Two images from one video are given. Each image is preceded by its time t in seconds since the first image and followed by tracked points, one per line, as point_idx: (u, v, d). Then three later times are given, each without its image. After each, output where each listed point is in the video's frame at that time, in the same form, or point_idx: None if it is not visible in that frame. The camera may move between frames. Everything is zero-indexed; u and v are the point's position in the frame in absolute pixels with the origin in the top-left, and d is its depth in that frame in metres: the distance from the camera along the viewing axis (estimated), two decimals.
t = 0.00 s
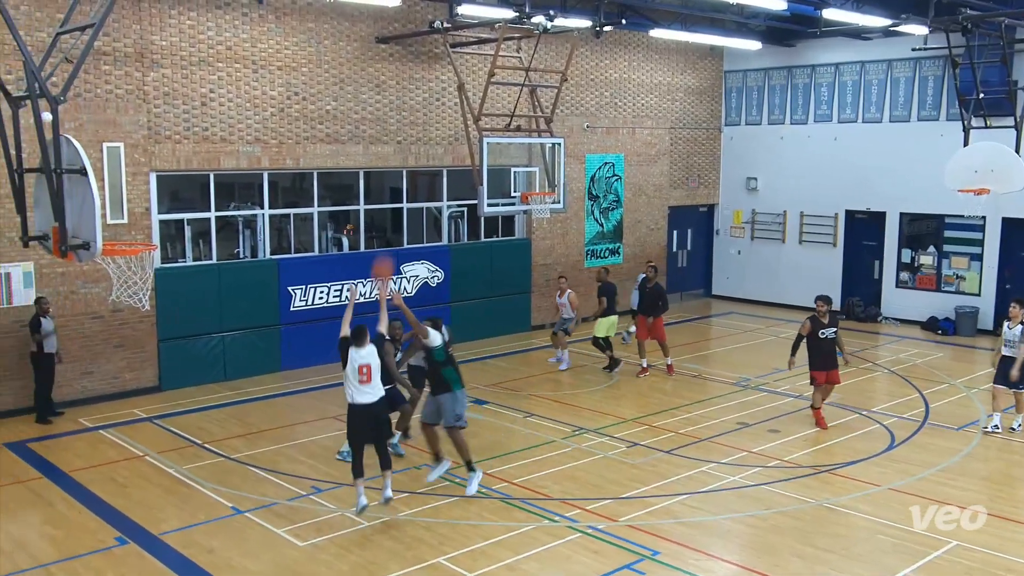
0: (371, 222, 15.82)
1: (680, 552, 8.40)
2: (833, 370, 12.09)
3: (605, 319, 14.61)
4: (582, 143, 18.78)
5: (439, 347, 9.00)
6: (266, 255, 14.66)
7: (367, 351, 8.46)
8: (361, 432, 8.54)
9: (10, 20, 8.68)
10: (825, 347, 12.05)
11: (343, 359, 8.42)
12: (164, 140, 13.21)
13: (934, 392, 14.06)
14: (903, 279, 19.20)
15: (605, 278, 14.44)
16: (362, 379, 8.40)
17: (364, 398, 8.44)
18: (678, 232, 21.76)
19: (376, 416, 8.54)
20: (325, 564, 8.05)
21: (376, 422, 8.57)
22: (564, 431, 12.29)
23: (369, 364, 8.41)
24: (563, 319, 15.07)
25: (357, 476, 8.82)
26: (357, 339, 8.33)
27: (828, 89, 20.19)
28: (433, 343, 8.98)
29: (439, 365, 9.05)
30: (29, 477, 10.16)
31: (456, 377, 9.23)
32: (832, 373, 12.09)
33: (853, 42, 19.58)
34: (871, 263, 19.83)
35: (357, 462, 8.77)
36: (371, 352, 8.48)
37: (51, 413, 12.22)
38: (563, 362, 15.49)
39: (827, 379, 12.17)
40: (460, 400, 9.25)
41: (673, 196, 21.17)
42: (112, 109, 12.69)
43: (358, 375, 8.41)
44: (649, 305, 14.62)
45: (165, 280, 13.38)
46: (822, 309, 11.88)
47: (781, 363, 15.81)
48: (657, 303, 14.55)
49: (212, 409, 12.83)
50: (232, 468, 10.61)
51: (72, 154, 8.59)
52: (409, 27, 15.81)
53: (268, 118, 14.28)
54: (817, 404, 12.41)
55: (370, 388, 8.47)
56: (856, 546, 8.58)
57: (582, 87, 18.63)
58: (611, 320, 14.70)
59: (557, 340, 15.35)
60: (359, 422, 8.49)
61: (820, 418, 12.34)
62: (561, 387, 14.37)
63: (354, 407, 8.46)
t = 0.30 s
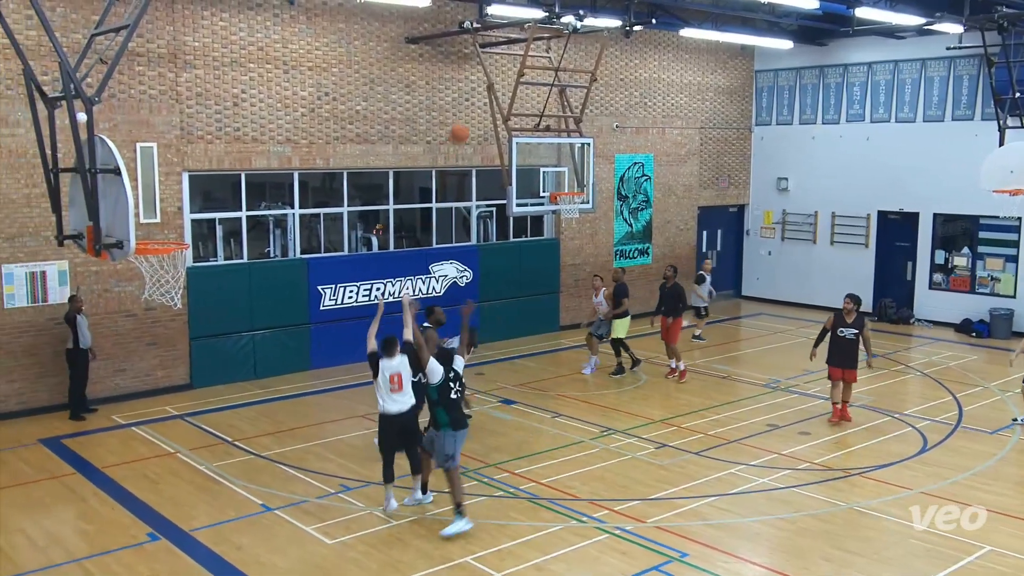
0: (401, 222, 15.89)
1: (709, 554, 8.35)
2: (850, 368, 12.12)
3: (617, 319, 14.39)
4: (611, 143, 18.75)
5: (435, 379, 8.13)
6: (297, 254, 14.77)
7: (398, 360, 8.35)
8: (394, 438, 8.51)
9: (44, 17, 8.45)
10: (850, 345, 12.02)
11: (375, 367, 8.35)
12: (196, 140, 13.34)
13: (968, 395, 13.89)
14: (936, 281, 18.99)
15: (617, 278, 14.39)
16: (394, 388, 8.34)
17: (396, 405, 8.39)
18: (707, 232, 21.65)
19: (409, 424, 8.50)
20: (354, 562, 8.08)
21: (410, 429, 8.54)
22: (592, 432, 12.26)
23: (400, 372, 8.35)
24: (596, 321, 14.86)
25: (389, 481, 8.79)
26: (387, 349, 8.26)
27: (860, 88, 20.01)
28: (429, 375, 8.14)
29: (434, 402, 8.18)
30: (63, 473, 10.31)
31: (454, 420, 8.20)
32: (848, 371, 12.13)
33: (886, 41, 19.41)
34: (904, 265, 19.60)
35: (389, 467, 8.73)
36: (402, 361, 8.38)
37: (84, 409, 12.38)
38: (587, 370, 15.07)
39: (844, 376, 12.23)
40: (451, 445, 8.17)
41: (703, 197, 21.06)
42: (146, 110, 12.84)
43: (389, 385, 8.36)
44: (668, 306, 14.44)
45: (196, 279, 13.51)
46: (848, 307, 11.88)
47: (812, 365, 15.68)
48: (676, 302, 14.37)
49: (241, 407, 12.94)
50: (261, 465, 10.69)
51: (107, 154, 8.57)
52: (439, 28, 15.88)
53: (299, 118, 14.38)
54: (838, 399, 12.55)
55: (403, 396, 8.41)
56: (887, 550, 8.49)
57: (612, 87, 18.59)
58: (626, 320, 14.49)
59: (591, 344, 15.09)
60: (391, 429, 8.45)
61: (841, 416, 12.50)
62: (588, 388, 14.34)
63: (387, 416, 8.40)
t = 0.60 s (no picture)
0: (406, 222, 15.90)
1: (714, 554, 8.34)
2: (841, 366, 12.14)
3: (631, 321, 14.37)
4: (617, 143, 18.73)
5: (438, 371, 7.99)
6: (303, 254, 14.79)
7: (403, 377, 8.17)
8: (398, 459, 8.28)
9: (51, 17, 8.47)
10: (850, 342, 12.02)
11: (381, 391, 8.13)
12: (202, 140, 13.36)
13: (975, 396, 13.85)
14: (944, 281, 18.95)
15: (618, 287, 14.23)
16: (400, 411, 8.16)
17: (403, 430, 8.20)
18: (713, 232, 21.61)
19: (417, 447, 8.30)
20: (360, 562, 8.08)
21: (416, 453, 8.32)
22: (598, 432, 12.25)
23: (407, 396, 8.15)
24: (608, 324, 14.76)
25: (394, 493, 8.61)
26: (393, 371, 8.04)
27: (867, 88, 19.98)
28: (434, 366, 7.99)
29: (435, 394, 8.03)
30: (70, 472, 10.33)
31: (453, 419, 8.00)
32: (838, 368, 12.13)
33: (892, 41, 19.38)
34: (911, 265, 19.56)
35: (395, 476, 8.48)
36: (408, 383, 8.19)
37: (91, 409, 12.41)
38: (608, 372, 14.78)
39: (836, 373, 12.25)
40: (445, 444, 8.02)
41: (709, 197, 21.03)
42: (153, 110, 12.86)
43: (394, 409, 8.16)
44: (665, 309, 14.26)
45: (202, 279, 13.52)
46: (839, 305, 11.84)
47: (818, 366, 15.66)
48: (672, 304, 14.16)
49: (247, 407, 12.96)
50: (267, 465, 10.70)
51: (113, 154, 8.58)
52: (445, 28, 15.89)
53: (306, 118, 14.40)
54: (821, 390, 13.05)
55: (411, 419, 8.22)
56: (893, 550, 8.48)
57: (617, 87, 18.58)
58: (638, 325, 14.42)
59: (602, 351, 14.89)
60: (395, 454, 8.23)
61: (820, 404, 13.01)
62: (594, 388, 14.34)
63: (393, 440, 8.17)
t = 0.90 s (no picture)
0: (406, 222, 15.90)
1: (714, 554, 8.35)
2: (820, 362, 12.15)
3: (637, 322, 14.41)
4: (617, 143, 18.74)
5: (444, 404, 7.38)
6: (303, 254, 14.80)
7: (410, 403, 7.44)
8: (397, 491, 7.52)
9: (51, 17, 8.46)
10: (827, 338, 12.00)
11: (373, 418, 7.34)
12: (202, 140, 13.36)
13: (975, 396, 13.85)
14: (944, 281, 18.94)
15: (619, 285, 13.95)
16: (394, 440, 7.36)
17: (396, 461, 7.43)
18: (713, 232, 21.61)
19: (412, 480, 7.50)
20: (360, 562, 8.08)
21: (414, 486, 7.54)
22: (598, 432, 12.25)
23: (401, 424, 7.35)
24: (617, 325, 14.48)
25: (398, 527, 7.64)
26: (386, 397, 7.27)
27: (867, 88, 19.98)
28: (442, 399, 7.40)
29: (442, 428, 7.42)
30: (70, 472, 10.33)
31: (458, 457, 7.36)
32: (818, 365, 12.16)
33: (892, 41, 19.38)
34: (911, 265, 19.56)
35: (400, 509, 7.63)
36: (404, 410, 7.39)
37: (91, 409, 12.41)
38: (609, 375, 14.62)
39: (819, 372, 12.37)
40: (450, 480, 7.47)
41: (709, 197, 21.04)
42: (153, 110, 12.87)
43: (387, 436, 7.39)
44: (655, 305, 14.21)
45: (202, 278, 13.52)
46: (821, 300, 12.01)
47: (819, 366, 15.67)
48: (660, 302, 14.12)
49: (247, 407, 12.96)
50: (268, 465, 10.70)
51: (113, 154, 8.57)
52: (445, 28, 15.89)
53: (306, 118, 14.40)
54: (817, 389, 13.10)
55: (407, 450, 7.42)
56: (893, 550, 8.48)
57: (617, 87, 18.58)
58: (642, 324, 14.43)
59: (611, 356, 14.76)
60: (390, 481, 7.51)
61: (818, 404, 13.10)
62: (594, 388, 14.34)
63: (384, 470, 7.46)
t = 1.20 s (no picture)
0: (406, 222, 15.90)
1: (714, 554, 8.34)
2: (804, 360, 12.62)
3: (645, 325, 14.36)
4: (617, 143, 18.74)
5: (484, 405, 7.03)
6: (303, 255, 14.80)
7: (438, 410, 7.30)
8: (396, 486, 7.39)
9: (51, 17, 8.45)
10: (803, 336, 12.55)
11: (372, 405, 7.33)
12: (202, 140, 13.36)
13: (975, 396, 13.85)
14: (944, 281, 18.95)
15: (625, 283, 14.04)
16: (397, 428, 7.28)
17: (399, 451, 7.29)
18: (713, 232, 21.61)
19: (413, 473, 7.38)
20: (360, 562, 8.08)
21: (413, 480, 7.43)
22: (598, 432, 12.25)
23: (403, 408, 7.33)
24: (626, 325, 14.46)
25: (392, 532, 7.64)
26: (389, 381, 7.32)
27: (867, 88, 19.98)
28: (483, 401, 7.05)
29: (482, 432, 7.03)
30: (70, 472, 10.33)
31: (493, 465, 6.89)
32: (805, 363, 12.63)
33: (892, 41, 19.38)
34: (910, 265, 19.56)
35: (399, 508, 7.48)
36: (405, 397, 7.39)
37: (91, 409, 12.40)
38: (613, 375, 14.59)
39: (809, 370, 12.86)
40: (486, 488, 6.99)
41: (709, 197, 21.04)
42: (153, 110, 12.87)
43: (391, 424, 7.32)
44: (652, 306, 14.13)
45: (202, 278, 13.52)
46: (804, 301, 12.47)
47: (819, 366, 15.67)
48: (656, 303, 14.05)
49: (248, 407, 12.95)
50: (268, 465, 10.70)
51: (113, 154, 8.56)
52: (445, 28, 15.90)
53: (306, 118, 14.41)
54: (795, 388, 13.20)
55: (410, 440, 7.33)
56: (893, 550, 8.48)
57: (617, 87, 18.59)
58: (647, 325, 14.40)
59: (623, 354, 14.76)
60: (388, 475, 7.39)
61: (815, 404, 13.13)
62: (594, 388, 14.34)
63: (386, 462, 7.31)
